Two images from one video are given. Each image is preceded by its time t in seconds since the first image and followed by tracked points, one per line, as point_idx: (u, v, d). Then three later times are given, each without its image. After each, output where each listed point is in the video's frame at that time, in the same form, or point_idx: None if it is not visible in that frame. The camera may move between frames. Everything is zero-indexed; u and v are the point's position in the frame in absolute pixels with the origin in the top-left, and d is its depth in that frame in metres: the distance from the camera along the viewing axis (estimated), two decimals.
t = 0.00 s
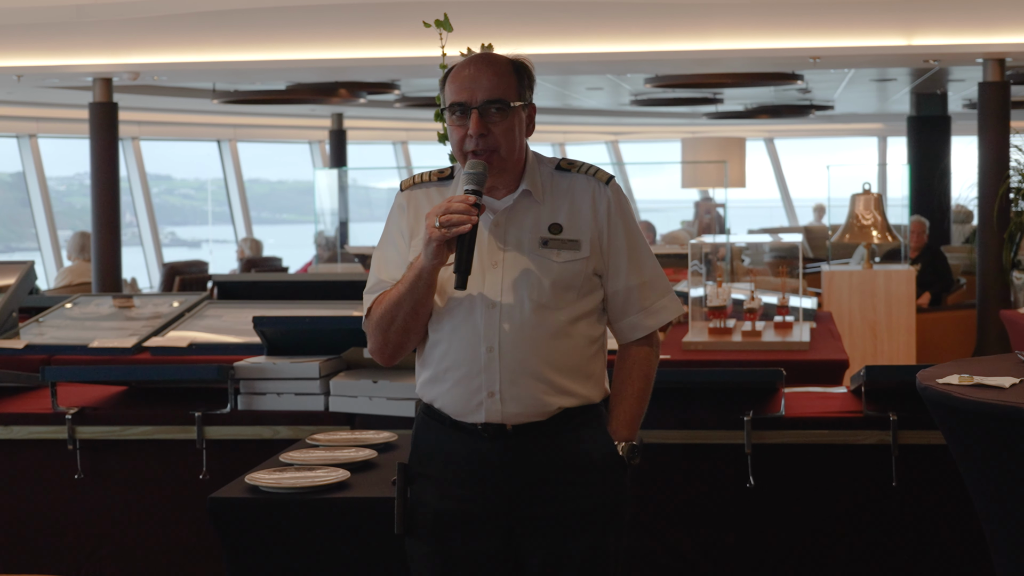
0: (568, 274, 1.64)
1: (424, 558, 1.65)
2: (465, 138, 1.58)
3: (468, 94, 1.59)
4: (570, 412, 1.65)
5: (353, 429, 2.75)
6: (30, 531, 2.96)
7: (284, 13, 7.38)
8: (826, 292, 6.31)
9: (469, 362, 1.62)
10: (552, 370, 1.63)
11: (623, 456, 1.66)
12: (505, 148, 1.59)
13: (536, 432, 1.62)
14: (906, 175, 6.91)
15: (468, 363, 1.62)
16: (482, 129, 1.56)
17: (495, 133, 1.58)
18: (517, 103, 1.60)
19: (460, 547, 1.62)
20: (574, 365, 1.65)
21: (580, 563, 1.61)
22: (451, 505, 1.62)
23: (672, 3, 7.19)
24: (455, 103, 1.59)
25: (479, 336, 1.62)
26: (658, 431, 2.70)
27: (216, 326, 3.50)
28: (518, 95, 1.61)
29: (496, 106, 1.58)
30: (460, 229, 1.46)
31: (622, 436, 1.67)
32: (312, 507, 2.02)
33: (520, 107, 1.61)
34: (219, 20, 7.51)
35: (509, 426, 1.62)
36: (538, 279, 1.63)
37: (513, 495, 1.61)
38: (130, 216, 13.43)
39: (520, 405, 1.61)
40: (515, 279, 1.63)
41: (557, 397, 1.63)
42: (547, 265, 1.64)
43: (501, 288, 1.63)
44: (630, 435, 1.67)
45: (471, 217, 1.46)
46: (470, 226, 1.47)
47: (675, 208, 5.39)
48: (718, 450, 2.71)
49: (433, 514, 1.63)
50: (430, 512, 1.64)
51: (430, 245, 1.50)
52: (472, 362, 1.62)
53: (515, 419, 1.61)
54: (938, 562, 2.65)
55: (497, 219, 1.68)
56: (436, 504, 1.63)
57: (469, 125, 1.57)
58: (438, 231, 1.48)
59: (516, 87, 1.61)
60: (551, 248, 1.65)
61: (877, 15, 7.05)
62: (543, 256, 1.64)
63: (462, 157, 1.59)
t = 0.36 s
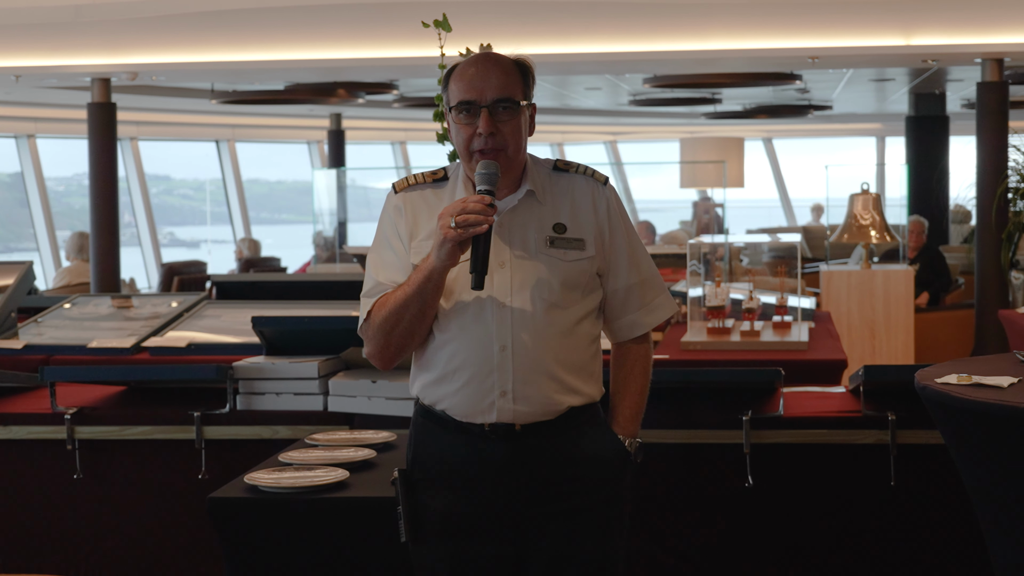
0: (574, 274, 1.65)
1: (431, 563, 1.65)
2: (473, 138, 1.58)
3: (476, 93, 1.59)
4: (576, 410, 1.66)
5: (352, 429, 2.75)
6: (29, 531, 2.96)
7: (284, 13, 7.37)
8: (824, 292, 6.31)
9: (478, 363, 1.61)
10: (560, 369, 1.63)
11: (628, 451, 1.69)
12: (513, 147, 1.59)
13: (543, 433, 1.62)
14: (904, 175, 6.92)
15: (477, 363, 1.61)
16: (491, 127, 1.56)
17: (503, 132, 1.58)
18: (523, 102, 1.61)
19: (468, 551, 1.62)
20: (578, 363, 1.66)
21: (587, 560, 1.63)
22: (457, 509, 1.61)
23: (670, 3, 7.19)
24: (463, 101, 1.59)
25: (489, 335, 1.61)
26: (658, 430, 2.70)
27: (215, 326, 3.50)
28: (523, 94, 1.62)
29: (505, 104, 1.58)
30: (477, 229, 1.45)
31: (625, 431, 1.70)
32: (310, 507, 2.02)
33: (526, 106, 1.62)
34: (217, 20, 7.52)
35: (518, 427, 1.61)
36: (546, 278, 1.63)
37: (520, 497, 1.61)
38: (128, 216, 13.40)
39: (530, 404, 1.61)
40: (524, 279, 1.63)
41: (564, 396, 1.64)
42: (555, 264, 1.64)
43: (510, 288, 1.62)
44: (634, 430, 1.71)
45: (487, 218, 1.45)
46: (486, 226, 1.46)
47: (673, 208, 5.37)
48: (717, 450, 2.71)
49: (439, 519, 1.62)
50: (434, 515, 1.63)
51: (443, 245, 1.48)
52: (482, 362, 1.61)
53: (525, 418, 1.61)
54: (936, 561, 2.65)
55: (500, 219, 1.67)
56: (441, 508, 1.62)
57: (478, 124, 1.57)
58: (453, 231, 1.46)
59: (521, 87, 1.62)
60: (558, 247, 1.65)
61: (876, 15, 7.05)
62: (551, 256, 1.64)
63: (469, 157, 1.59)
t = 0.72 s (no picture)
0: (571, 275, 1.65)
1: (431, 563, 1.65)
2: (469, 137, 1.58)
3: (473, 92, 1.59)
4: (573, 411, 1.66)
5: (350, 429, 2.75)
6: (28, 531, 2.96)
7: (282, 13, 7.37)
8: (823, 292, 6.32)
9: (473, 363, 1.61)
10: (555, 369, 1.63)
11: (625, 452, 1.69)
12: (509, 148, 1.59)
13: (540, 434, 1.62)
14: (903, 176, 6.93)
15: (473, 363, 1.61)
16: (487, 127, 1.56)
17: (498, 133, 1.58)
18: (522, 104, 1.61)
19: (467, 552, 1.62)
20: (575, 364, 1.66)
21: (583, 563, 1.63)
22: (457, 510, 1.61)
23: (668, 4, 7.19)
24: (461, 100, 1.59)
25: (485, 335, 1.61)
26: (657, 431, 2.70)
27: (213, 327, 3.50)
28: (522, 95, 1.62)
29: (502, 104, 1.58)
30: (467, 230, 1.45)
31: (620, 432, 1.71)
32: (308, 508, 2.02)
33: (525, 108, 1.62)
34: (216, 20, 7.51)
35: (514, 427, 1.61)
36: (543, 278, 1.63)
37: (519, 500, 1.61)
38: (126, 217, 13.38)
39: (525, 405, 1.61)
40: (520, 279, 1.63)
41: (560, 397, 1.64)
42: (551, 265, 1.64)
43: (506, 288, 1.62)
44: (631, 431, 1.71)
45: (478, 219, 1.46)
46: (476, 227, 1.46)
47: (672, 209, 5.39)
48: (715, 450, 2.71)
49: (438, 519, 1.63)
50: (433, 514, 1.63)
51: (435, 245, 1.48)
52: (477, 362, 1.60)
53: (520, 418, 1.61)
54: (934, 562, 2.65)
55: (498, 218, 1.67)
56: (439, 508, 1.63)
57: (474, 123, 1.57)
58: (444, 231, 1.47)
59: (521, 87, 1.62)
60: (555, 248, 1.65)
61: (874, 16, 7.06)
62: (547, 256, 1.64)
63: (464, 156, 1.60)
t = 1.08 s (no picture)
0: (568, 275, 1.64)
1: (425, 558, 1.66)
2: (462, 134, 1.58)
3: (468, 90, 1.59)
4: (570, 411, 1.65)
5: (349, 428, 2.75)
6: (27, 529, 2.96)
7: (280, 12, 7.37)
8: (821, 292, 6.33)
9: (467, 362, 1.62)
10: (550, 370, 1.63)
11: (621, 451, 1.68)
12: (502, 147, 1.59)
13: (535, 435, 1.62)
14: (901, 176, 6.93)
15: (466, 362, 1.62)
16: (480, 126, 1.57)
17: (492, 131, 1.58)
18: (518, 103, 1.59)
19: (458, 548, 1.62)
20: (571, 364, 1.65)
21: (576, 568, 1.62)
22: (450, 507, 1.62)
23: (667, 3, 7.20)
24: (456, 97, 1.60)
25: (478, 334, 1.61)
26: (656, 430, 2.70)
27: (212, 325, 3.49)
28: (521, 94, 1.61)
29: (496, 102, 1.58)
30: (453, 227, 1.46)
31: (618, 432, 1.69)
32: (307, 506, 2.02)
33: (522, 107, 1.60)
34: (215, 19, 7.51)
35: (508, 426, 1.62)
36: (538, 278, 1.62)
37: (513, 500, 1.61)
38: (125, 216, 13.38)
39: (519, 404, 1.61)
40: (514, 279, 1.63)
41: (555, 397, 1.63)
42: (547, 264, 1.63)
43: (501, 288, 1.63)
44: (629, 429, 1.69)
45: (464, 216, 1.46)
46: (463, 224, 1.47)
47: (667, 209, 5.36)
48: (714, 449, 2.71)
49: (432, 515, 1.64)
50: (429, 511, 1.64)
51: (423, 243, 1.50)
52: (470, 361, 1.61)
53: (514, 418, 1.61)
54: (932, 563, 2.65)
55: (498, 218, 1.68)
56: (435, 504, 1.63)
57: (467, 121, 1.58)
58: (431, 228, 1.48)
59: (519, 86, 1.60)
60: (552, 248, 1.65)
61: (872, 15, 7.06)
62: (543, 256, 1.64)
63: (459, 153, 1.60)
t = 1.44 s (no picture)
0: (558, 275, 1.63)
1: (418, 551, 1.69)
2: (451, 136, 1.59)
3: (456, 90, 1.59)
4: (561, 410, 1.65)
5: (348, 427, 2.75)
6: (25, 528, 2.96)
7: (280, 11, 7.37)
8: (820, 291, 6.34)
9: (458, 360, 1.65)
10: (538, 369, 1.63)
11: (612, 458, 1.63)
12: (491, 147, 1.59)
13: (526, 435, 1.63)
14: (900, 175, 6.94)
15: (458, 360, 1.65)
16: (466, 127, 1.57)
17: (480, 132, 1.58)
18: (507, 103, 1.59)
19: (447, 543, 1.64)
20: (562, 365, 1.64)
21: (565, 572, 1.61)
22: (443, 501, 1.64)
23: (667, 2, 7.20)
24: (445, 99, 1.60)
25: (469, 333, 1.64)
26: (655, 429, 2.70)
27: (211, 323, 3.49)
28: (510, 93, 1.59)
29: (482, 103, 1.57)
30: (437, 226, 1.50)
31: (614, 440, 1.63)
32: (307, 503, 2.02)
33: (512, 106, 1.59)
34: (215, 17, 7.52)
35: (501, 423, 1.63)
36: (527, 277, 1.63)
37: (502, 501, 1.61)
38: (124, 215, 13.37)
39: (508, 402, 1.62)
40: (504, 280, 1.64)
41: (544, 396, 1.63)
42: (535, 265, 1.63)
43: (491, 287, 1.64)
44: (625, 438, 1.63)
45: (448, 215, 1.50)
46: (445, 224, 1.50)
47: (665, 209, 5.37)
48: (713, 448, 2.71)
49: (425, 508, 1.66)
50: (424, 506, 1.66)
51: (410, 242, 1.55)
52: (462, 359, 1.64)
53: (504, 416, 1.63)
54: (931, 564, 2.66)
55: (493, 217, 1.69)
56: (430, 498, 1.65)
57: (455, 123, 1.58)
58: (416, 229, 1.52)
59: (507, 85, 1.60)
60: (542, 248, 1.64)
61: (872, 15, 7.06)
62: (532, 256, 1.64)
63: (450, 154, 1.62)
